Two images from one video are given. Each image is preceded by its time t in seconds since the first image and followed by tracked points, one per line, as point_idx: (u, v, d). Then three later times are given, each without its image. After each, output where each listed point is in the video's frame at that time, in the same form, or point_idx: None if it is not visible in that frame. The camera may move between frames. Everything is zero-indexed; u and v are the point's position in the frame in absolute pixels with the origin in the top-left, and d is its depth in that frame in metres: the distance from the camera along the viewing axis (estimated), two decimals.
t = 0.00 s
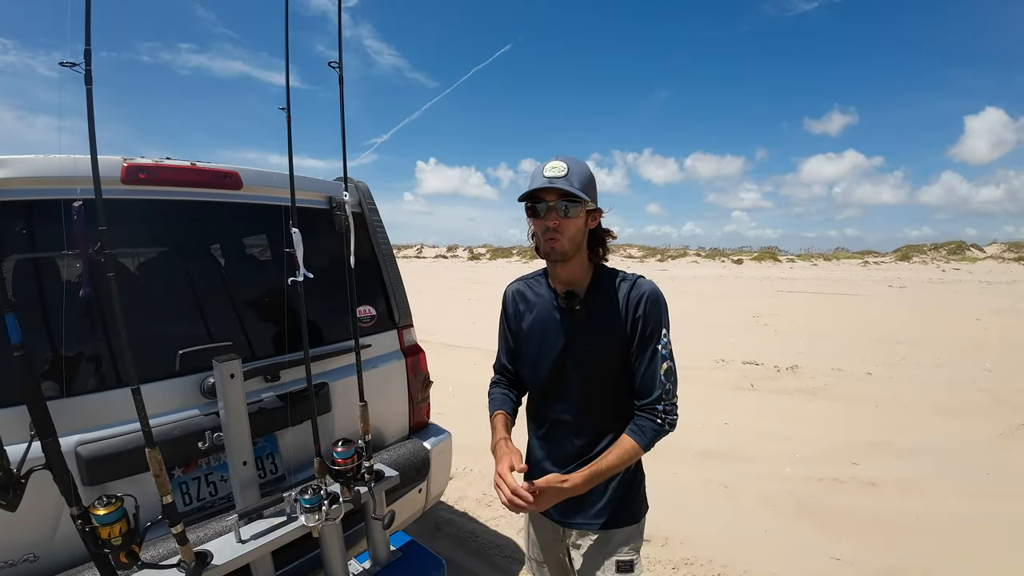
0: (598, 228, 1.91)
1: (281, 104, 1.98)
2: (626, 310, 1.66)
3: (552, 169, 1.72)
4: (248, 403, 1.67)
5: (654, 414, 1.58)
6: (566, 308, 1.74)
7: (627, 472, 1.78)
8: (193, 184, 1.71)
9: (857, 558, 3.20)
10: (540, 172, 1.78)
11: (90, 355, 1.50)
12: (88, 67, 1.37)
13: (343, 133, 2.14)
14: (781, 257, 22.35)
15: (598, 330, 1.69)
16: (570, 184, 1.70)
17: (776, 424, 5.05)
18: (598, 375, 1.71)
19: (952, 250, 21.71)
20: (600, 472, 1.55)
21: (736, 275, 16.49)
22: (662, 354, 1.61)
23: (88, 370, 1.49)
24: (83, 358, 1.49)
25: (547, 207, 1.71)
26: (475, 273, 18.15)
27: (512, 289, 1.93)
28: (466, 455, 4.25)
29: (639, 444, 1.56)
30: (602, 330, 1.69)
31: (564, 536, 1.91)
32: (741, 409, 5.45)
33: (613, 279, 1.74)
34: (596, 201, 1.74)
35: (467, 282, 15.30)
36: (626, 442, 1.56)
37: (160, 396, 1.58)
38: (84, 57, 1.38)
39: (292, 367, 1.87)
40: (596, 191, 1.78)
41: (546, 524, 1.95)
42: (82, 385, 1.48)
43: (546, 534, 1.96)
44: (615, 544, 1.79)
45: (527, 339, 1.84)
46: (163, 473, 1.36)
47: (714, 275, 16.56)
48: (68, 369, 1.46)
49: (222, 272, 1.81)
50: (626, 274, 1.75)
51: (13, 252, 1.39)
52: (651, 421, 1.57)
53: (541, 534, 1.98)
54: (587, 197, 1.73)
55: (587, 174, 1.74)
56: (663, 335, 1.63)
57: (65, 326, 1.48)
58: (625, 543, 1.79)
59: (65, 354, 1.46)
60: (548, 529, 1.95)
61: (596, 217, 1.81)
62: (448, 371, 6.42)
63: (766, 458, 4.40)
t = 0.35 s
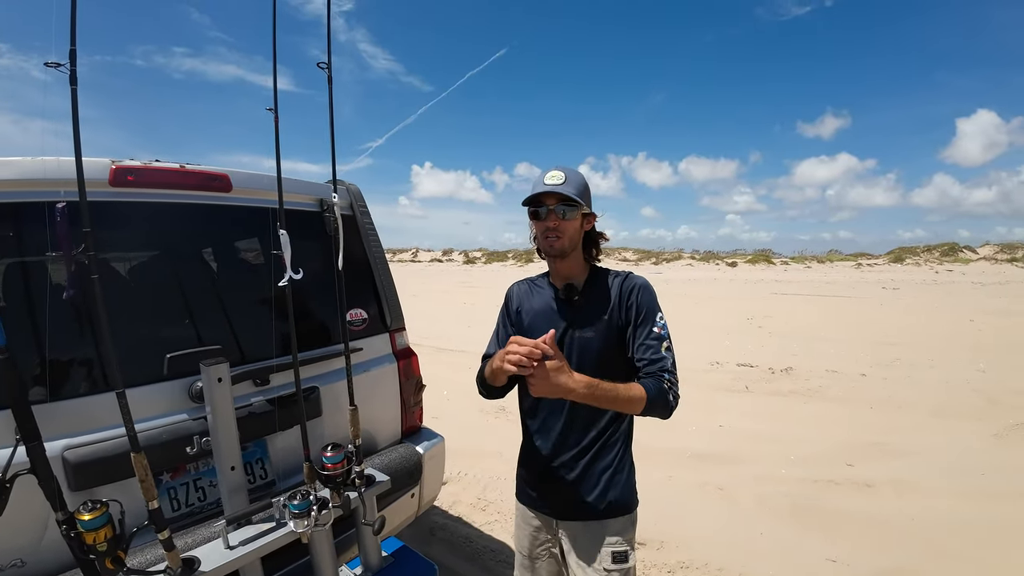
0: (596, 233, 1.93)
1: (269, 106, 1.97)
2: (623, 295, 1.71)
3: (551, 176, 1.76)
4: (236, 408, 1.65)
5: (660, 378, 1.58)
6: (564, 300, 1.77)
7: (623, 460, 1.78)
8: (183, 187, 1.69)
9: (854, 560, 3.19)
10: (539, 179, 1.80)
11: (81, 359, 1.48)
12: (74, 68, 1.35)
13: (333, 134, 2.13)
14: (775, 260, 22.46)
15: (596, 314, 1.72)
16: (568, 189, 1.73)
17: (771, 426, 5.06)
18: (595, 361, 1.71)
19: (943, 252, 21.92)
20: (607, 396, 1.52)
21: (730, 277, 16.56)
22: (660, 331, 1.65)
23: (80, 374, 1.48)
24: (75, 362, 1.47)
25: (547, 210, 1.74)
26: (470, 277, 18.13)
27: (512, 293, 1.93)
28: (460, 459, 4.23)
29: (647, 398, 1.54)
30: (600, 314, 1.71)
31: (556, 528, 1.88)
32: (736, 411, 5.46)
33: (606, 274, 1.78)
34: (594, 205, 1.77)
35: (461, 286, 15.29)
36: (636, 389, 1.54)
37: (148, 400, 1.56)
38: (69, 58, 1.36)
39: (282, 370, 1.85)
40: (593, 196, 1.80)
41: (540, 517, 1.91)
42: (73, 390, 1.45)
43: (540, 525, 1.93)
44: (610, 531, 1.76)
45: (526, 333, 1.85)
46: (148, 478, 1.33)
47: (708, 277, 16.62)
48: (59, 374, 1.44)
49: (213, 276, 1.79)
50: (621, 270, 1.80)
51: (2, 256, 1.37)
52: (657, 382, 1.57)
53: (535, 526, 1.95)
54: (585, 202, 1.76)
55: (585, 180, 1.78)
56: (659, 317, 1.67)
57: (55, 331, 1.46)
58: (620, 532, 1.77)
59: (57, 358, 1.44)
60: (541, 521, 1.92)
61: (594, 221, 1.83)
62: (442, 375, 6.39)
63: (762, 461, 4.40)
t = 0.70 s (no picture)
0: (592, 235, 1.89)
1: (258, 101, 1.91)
2: (621, 297, 1.67)
3: (546, 180, 1.72)
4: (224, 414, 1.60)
5: (663, 382, 1.56)
6: (561, 302, 1.74)
7: (623, 461, 1.75)
8: (168, 184, 1.64)
9: (851, 561, 3.17)
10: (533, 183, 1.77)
11: (68, 363, 1.43)
12: (54, 58, 1.29)
13: (325, 130, 2.08)
14: (767, 261, 22.58)
15: (594, 315, 1.68)
16: (565, 193, 1.69)
17: (766, 427, 5.05)
18: (595, 363, 1.67)
19: (932, 254, 22.16)
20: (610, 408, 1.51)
21: (722, 279, 16.64)
22: (661, 334, 1.61)
23: (66, 378, 1.42)
24: (61, 366, 1.42)
25: (543, 215, 1.70)
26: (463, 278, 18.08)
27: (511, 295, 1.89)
28: (455, 463, 4.18)
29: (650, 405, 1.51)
30: (599, 315, 1.67)
31: (556, 531, 1.84)
32: (731, 412, 5.44)
33: (605, 276, 1.74)
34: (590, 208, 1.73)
35: (455, 287, 15.23)
36: (638, 399, 1.51)
37: (133, 407, 1.50)
38: (49, 48, 1.31)
39: (271, 375, 1.80)
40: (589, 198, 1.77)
41: (539, 521, 1.87)
42: (57, 396, 1.40)
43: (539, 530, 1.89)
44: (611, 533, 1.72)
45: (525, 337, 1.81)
46: (131, 489, 1.28)
47: (701, 279, 16.67)
48: (44, 378, 1.39)
49: (201, 277, 1.73)
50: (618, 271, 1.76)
51: None
52: (659, 387, 1.55)
53: (534, 531, 1.90)
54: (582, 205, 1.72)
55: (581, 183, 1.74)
56: (660, 319, 1.63)
57: (37, 334, 1.39)
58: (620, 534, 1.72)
59: (43, 362, 1.39)
60: (540, 526, 1.87)
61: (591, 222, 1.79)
62: (435, 377, 6.34)
63: (758, 462, 4.38)
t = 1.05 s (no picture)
0: (597, 232, 1.84)
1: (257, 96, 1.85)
2: (631, 308, 1.62)
3: (550, 175, 1.67)
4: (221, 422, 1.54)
5: (674, 397, 1.56)
6: (566, 309, 1.69)
7: (630, 471, 1.72)
8: (163, 183, 1.58)
9: (853, 562, 3.15)
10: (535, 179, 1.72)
11: (58, 366, 1.37)
12: (45, 47, 1.23)
13: (327, 128, 2.03)
14: (760, 262, 22.70)
15: (603, 325, 1.63)
16: (569, 190, 1.64)
17: (763, 427, 5.04)
18: (603, 372, 1.63)
19: (922, 254, 22.36)
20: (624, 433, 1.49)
21: (716, 279, 16.69)
22: (673, 346, 1.59)
23: (56, 383, 1.36)
24: (51, 369, 1.36)
25: (545, 214, 1.66)
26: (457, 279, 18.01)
27: (511, 299, 1.84)
28: (452, 465, 4.13)
29: (663, 422, 1.51)
30: (607, 326, 1.63)
31: (561, 541, 1.79)
32: (729, 412, 5.43)
33: (613, 281, 1.69)
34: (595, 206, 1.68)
35: (449, 288, 15.16)
36: (650, 416, 1.51)
37: (127, 415, 1.45)
38: (39, 37, 1.24)
39: (270, 381, 1.74)
40: (595, 196, 1.71)
41: (542, 531, 1.82)
42: (48, 402, 1.34)
43: (543, 540, 1.83)
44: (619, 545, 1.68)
45: (527, 344, 1.76)
46: (128, 503, 1.23)
47: (695, 279, 16.70)
48: (33, 383, 1.33)
49: (195, 279, 1.67)
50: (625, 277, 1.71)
51: None
52: (671, 404, 1.55)
53: (538, 541, 1.85)
54: (586, 203, 1.67)
55: (586, 179, 1.68)
56: (671, 330, 1.60)
57: (24, 337, 1.33)
58: (628, 545, 1.69)
59: (32, 366, 1.33)
60: (544, 536, 1.82)
61: (596, 222, 1.74)
62: (431, 378, 6.28)
63: (757, 463, 4.36)
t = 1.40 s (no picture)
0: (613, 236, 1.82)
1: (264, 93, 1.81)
2: (650, 319, 1.61)
3: (572, 172, 1.63)
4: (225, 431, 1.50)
5: (690, 410, 1.59)
6: (581, 318, 1.65)
7: (641, 488, 1.69)
8: (162, 184, 1.52)
9: (856, 562, 3.14)
10: (556, 174, 1.69)
11: (50, 371, 1.32)
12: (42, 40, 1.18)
13: (335, 128, 1.99)
14: (754, 262, 22.77)
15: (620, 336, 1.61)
16: (591, 188, 1.61)
17: (764, 428, 5.03)
18: (617, 384, 1.61)
19: (914, 254, 22.51)
20: (646, 448, 1.49)
21: (711, 279, 16.71)
22: (689, 357, 1.61)
23: (49, 388, 1.31)
24: (42, 374, 1.30)
25: (564, 212, 1.63)
26: (452, 280, 17.93)
27: (517, 305, 1.78)
28: (452, 469, 4.08)
29: (682, 437, 1.53)
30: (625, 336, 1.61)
31: (569, 564, 1.73)
32: (729, 413, 5.41)
33: (630, 289, 1.67)
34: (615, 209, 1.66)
35: (444, 289, 15.10)
36: (667, 430, 1.53)
37: (127, 424, 1.40)
38: (37, 30, 1.19)
39: (275, 390, 1.70)
40: (615, 196, 1.68)
41: (548, 553, 1.76)
42: (39, 407, 1.29)
43: (549, 562, 1.77)
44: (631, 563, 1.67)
45: (535, 354, 1.70)
46: (131, 520, 1.23)
47: (690, 279, 16.73)
48: (23, 388, 1.27)
49: (192, 283, 1.63)
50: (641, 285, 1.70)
51: None
52: (687, 417, 1.57)
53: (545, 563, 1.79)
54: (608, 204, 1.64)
55: (608, 179, 1.65)
56: (688, 341, 1.62)
57: (17, 343, 1.28)
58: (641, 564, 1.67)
59: (22, 371, 1.28)
60: (550, 558, 1.76)
61: (614, 225, 1.72)
62: (428, 380, 6.23)
63: (758, 464, 4.35)
